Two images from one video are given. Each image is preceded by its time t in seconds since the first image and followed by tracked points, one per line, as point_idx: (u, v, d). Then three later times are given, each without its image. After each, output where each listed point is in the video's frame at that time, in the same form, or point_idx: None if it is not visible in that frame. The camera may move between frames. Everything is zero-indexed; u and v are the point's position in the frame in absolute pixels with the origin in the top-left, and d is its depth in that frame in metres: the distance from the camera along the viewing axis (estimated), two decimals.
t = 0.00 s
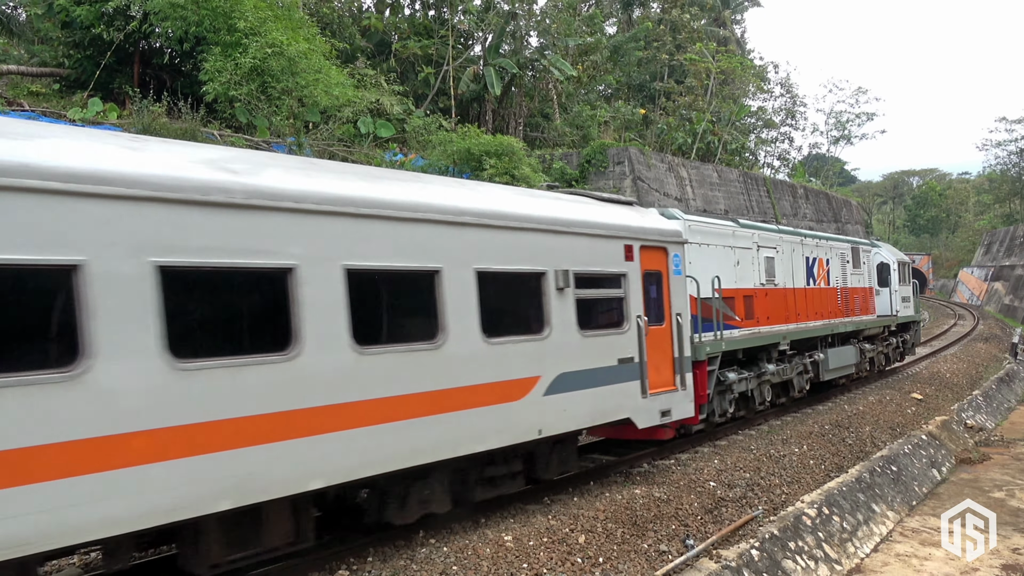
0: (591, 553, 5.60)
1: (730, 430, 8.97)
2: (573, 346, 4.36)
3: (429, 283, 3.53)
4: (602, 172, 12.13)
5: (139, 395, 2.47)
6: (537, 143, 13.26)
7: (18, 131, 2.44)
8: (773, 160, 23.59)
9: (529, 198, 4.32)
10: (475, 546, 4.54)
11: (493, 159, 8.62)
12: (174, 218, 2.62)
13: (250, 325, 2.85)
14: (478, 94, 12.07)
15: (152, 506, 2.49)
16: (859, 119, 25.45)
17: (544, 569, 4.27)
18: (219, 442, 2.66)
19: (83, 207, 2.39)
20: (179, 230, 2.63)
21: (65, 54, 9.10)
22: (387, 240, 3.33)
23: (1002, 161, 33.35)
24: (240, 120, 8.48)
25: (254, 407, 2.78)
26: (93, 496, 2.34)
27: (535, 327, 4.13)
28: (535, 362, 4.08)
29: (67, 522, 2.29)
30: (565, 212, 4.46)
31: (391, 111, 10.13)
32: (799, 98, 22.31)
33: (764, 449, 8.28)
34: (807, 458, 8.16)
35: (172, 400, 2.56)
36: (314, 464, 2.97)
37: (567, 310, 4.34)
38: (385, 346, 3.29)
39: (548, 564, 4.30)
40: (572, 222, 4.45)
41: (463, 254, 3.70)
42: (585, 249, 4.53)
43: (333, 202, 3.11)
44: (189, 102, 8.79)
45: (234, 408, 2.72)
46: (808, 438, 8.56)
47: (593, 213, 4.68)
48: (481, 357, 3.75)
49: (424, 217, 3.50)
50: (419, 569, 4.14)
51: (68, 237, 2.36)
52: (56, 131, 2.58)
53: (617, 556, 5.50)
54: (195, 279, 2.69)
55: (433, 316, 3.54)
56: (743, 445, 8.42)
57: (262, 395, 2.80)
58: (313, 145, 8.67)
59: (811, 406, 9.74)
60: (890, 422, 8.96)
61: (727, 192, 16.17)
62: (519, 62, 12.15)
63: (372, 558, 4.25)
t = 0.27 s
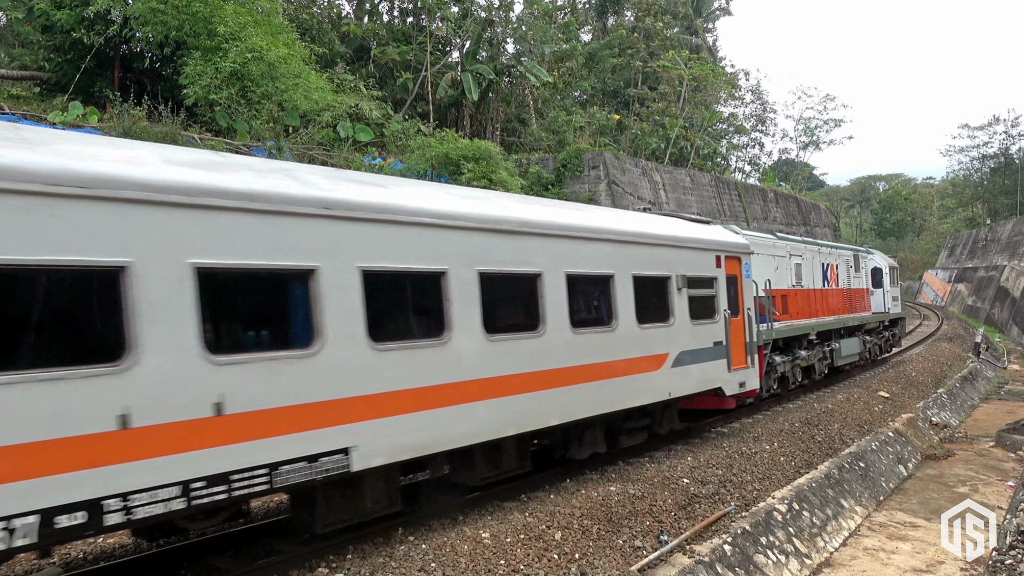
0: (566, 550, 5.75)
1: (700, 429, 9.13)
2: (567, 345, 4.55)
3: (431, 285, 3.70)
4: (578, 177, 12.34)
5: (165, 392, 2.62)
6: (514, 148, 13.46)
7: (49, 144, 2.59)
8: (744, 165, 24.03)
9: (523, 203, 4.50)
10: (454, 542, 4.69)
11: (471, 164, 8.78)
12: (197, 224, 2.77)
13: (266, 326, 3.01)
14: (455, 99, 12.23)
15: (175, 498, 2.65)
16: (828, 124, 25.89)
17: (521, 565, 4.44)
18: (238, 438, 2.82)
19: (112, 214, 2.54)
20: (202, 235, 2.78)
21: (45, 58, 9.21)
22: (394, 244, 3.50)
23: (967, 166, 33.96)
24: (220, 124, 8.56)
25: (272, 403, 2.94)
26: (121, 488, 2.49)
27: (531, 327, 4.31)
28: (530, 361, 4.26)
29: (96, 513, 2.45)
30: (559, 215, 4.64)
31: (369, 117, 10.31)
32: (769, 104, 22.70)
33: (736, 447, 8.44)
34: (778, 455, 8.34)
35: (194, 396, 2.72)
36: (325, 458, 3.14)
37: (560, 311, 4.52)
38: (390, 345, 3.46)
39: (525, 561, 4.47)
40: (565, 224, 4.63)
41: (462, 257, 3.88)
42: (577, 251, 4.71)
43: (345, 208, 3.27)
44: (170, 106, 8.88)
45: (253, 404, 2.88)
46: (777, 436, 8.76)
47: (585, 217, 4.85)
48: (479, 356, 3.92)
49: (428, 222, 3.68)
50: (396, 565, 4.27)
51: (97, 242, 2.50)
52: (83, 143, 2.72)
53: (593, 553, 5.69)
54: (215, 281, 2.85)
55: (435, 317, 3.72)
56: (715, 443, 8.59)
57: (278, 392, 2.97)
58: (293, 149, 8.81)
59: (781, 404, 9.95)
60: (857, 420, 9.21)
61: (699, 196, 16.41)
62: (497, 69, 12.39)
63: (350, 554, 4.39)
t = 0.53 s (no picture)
0: (546, 546, 5.87)
1: (677, 426, 9.27)
2: (513, 345, 4.78)
3: (379, 287, 3.92)
4: (557, 180, 12.58)
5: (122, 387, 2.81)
6: (494, 152, 13.66)
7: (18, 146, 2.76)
8: (721, 168, 24.34)
9: (473, 206, 4.72)
10: (437, 539, 4.85)
11: (453, 167, 8.92)
12: (153, 229, 2.97)
13: (218, 325, 3.21)
14: (437, 103, 12.37)
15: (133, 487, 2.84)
16: (802, 127, 26.22)
17: (501, 561, 4.60)
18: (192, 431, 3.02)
19: (76, 218, 2.73)
20: (158, 239, 2.98)
21: (30, 62, 9.33)
22: (341, 248, 3.72)
23: (936, 168, 34.40)
24: (204, 127, 8.65)
25: (222, 399, 3.14)
26: (83, 476, 2.68)
27: (477, 327, 4.54)
28: (475, 360, 4.49)
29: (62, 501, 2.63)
30: (507, 219, 4.87)
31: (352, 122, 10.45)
32: (743, 107, 22.99)
33: (712, 444, 8.57)
34: (753, 452, 8.49)
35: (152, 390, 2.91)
36: (273, 451, 3.35)
37: (506, 311, 4.76)
38: (337, 345, 3.67)
39: (506, 557, 4.63)
40: (513, 227, 4.86)
41: (410, 260, 4.10)
42: (524, 254, 4.95)
43: (295, 213, 3.49)
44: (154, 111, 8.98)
45: (204, 399, 3.08)
46: (753, 433, 8.93)
47: (534, 220, 5.08)
48: (425, 356, 4.14)
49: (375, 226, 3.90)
50: (381, 563, 4.42)
51: (62, 244, 2.69)
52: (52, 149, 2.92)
53: (573, 548, 5.84)
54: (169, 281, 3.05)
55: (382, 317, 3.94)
56: (692, 439, 8.74)
57: (229, 387, 3.17)
58: (275, 152, 8.94)
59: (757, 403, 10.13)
60: (831, 417, 9.39)
61: (675, 198, 16.70)
62: (478, 74, 12.57)
63: (335, 553, 4.53)
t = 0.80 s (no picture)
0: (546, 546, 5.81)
1: (677, 425, 9.23)
2: (519, 346, 4.78)
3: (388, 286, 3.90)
4: (555, 179, 12.64)
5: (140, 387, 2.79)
6: (492, 151, 13.74)
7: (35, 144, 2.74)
8: (720, 168, 24.37)
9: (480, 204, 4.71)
10: (436, 538, 4.82)
11: (452, 166, 8.94)
12: (172, 227, 2.95)
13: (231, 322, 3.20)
14: (435, 103, 12.47)
15: (152, 487, 2.82)
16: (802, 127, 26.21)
17: (502, 560, 4.58)
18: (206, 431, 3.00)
19: (96, 217, 2.71)
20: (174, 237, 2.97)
21: (31, 62, 9.40)
22: (352, 245, 3.71)
23: (937, 169, 34.37)
24: (204, 127, 8.69)
25: (235, 396, 3.13)
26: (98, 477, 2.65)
27: (482, 327, 4.51)
28: (481, 361, 4.48)
29: (80, 502, 2.61)
30: (512, 217, 4.86)
31: (351, 123, 10.50)
32: (742, 107, 23.00)
33: (712, 445, 8.53)
34: (752, 453, 8.45)
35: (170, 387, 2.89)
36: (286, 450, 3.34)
37: (512, 312, 4.76)
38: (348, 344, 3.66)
39: (506, 556, 4.61)
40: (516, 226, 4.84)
41: (418, 258, 4.09)
42: (527, 252, 4.94)
43: (303, 211, 3.46)
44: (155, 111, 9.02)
45: (218, 397, 3.06)
46: (753, 433, 8.89)
47: (536, 219, 5.08)
48: (434, 355, 4.13)
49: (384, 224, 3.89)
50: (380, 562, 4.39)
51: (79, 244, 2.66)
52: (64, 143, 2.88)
53: (572, 548, 5.81)
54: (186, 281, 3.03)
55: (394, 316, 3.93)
56: (692, 439, 8.70)
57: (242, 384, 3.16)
58: (275, 152, 8.96)
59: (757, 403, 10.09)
60: (831, 418, 9.34)
61: (675, 199, 16.70)
62: (475, 73, 12.66)
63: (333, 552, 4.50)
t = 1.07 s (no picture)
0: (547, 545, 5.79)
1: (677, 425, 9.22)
2: (517, 346, 4.78)
3: (387, 284, 3.91)
4: (555, 178, 12.67)
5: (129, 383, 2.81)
6: (492, 151, 13.76)
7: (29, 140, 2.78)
8: (720, 168, 24.39)
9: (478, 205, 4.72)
10: (436, 538, 4.80)
11: (451, 166, 8.95)
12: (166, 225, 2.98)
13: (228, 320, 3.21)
14: (435, 103, 12.50)
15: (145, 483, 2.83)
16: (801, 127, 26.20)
17: (502, 560, 4.57)
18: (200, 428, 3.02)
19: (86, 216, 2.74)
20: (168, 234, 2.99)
21: (31, 63, 9.40)
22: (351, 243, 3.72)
23: (937, 169, 34.39)
24: (204, 127, 8.69)
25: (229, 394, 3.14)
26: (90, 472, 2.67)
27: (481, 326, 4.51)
28: (480, 361, 4.48)
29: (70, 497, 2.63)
30: (510, 218, 4.87)
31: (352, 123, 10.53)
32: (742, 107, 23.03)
33: (711, 445, 8.52)
34: (752, 453, 8.44)
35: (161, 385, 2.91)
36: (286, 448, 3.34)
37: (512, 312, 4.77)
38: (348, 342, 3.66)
39: (506, 556, 4.60)
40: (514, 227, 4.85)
41: (418, 257, 4.09)
42: (526, 253, 4.95)
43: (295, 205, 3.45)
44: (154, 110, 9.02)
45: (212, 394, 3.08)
46: (753, 433, 8.88)
47: (535, 220, 5.08)
48: (434, 354, 4.13)
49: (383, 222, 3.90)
50: (380, 562, 4.37)
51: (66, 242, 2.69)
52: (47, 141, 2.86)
53: (572, 548, 5.80)
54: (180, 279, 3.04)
55: (394, 315, 3.93)
56: (692, 440, 8.69)
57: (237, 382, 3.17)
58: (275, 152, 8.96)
59: (757, 403, 10.08)
60: (831, 418, 9.33)
61: (676, 199, 16.73)
62: (475, 73, 12.69)
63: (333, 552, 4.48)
